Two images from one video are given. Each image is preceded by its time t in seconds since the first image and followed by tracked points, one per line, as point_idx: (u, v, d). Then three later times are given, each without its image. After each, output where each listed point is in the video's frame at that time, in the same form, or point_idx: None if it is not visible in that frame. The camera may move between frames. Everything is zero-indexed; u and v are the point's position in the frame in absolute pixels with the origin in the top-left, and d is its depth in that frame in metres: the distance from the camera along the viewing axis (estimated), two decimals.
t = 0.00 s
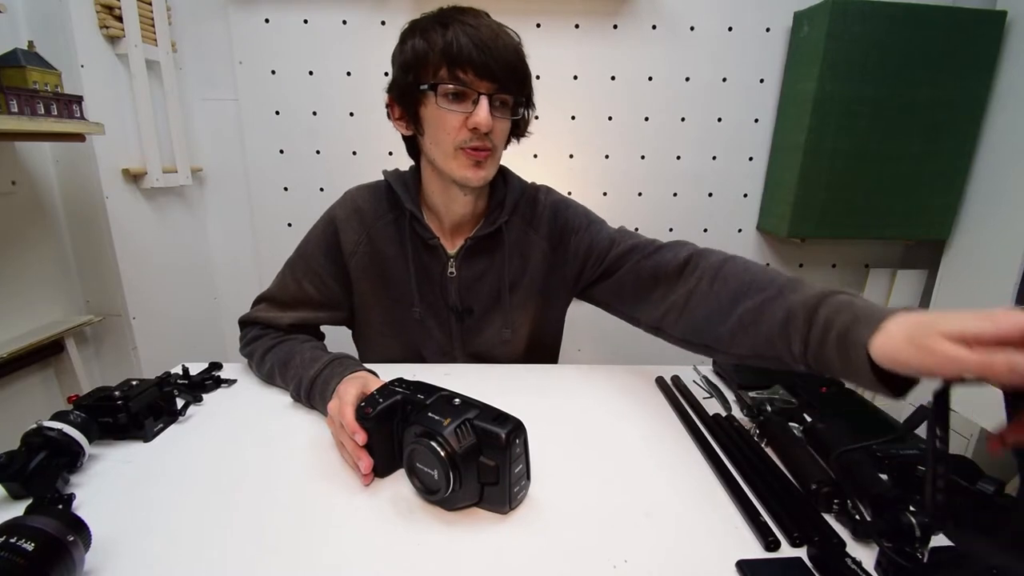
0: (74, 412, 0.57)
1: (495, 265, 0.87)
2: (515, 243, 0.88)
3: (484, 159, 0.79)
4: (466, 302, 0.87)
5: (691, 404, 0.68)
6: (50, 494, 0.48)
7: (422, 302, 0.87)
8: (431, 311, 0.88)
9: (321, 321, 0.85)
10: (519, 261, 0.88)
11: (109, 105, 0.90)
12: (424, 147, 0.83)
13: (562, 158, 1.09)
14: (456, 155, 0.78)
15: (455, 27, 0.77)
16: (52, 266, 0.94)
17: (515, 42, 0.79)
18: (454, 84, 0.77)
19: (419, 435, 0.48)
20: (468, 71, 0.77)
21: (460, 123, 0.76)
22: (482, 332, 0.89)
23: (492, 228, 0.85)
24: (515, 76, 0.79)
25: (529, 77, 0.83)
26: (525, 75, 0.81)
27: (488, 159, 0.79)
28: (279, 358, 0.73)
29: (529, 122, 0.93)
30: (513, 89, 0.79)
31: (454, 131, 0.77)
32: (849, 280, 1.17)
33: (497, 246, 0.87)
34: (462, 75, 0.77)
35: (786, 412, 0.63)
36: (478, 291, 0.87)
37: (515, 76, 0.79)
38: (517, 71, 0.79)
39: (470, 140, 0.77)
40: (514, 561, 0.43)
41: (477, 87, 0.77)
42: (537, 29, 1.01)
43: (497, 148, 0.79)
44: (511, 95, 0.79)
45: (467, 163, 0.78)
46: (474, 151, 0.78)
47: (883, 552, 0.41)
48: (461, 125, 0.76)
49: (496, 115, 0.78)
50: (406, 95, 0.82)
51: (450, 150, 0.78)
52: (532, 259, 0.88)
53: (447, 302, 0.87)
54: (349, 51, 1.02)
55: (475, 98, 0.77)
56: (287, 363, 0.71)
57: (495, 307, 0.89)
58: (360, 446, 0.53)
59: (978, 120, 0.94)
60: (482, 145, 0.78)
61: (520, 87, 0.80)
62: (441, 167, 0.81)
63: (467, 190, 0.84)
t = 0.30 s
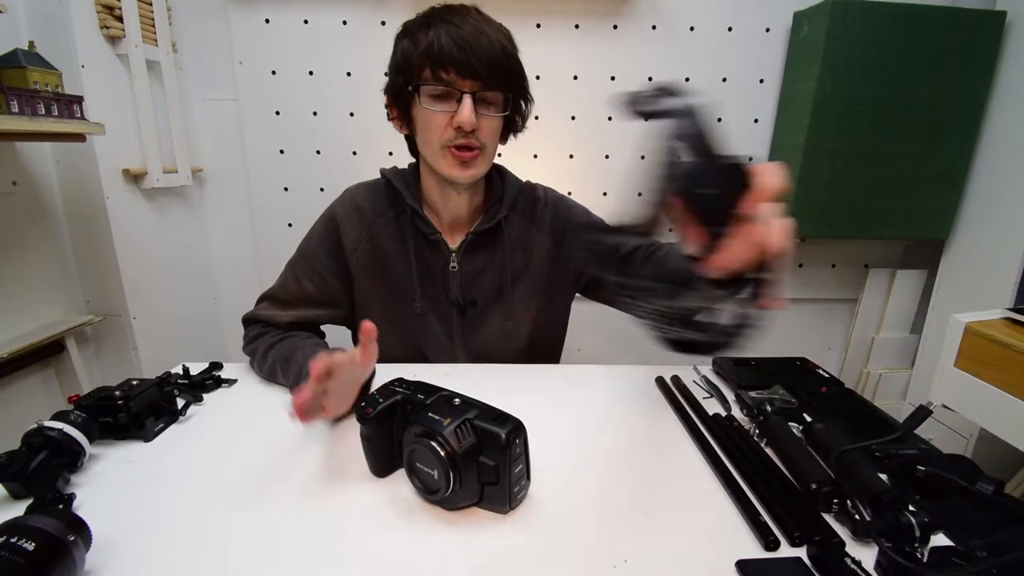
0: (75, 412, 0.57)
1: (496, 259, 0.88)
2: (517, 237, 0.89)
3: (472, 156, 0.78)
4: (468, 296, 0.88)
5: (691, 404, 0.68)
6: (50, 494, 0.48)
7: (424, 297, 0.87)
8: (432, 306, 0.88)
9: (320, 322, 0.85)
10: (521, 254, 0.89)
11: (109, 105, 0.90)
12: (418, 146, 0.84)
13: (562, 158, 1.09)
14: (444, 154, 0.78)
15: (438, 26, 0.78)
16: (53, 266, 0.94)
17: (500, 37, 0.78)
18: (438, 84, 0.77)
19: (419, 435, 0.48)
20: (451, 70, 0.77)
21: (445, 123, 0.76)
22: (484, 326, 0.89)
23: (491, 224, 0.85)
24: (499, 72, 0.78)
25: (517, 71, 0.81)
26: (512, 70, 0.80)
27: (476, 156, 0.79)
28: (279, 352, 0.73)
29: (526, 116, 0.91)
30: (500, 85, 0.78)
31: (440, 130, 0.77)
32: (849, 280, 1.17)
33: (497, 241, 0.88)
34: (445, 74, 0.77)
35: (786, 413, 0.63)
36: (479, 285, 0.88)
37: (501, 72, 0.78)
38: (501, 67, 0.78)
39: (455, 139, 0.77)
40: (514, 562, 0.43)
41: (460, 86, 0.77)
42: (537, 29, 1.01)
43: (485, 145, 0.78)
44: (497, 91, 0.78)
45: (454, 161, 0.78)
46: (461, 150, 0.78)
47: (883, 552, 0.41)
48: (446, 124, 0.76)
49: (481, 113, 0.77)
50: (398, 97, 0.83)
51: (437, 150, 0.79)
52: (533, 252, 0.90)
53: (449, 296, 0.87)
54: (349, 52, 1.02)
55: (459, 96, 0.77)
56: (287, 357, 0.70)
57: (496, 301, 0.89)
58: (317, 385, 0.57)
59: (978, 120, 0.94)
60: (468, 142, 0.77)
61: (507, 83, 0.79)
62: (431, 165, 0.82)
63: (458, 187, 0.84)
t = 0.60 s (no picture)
0: (76, 412, 0.57)
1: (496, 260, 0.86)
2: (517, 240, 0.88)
3: (469, 159, 0.79)
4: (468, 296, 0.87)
5: (691, 404, 0.68)
6: (52, 493, 0.48)
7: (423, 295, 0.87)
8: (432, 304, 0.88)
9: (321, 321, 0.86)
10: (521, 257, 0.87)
11: (110, 106, 0.90)
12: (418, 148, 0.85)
13: (562, 159, 1.10)
14: (441, 156, 0.79)
15: (437, 29, 0.78)
16: (54, 267, 0.94)
17: (499, 41, 0.78)
18: (436, 87, 0.78)
19: (420, 435, 0.49)
20: (449, 73, 0.77)
21: (443, 125, 0.77)
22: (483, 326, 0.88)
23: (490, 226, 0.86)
24: (497, 75, 0.78)
25: (516, 74, 0.81)
26: (510, 73, 0.80)
27: (473, 159, 0.79)
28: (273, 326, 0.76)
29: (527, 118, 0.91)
30: (497, 89, 0.79)
31: (438, 133, 0.78)
32: (848, 280, 1.17)
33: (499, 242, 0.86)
34: (443, 78, 0.77)
35: (785, 412, 0.64)
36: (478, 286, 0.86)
37: (498, 75, 0.78)
38: (499, 70, 0.78)
39: (453, 141, 0.77)
40: (514, 560, 0.43)
41: (458, 89, 0.77)
42: (537, 30, 1.02)
43: (482, 148, 0.79)
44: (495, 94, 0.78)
45: (451, 163, 0.79)
46: (459, 152, 0.78)
47: (882, 551, 0.41)
48: (444, 127, 0.77)
49: (478, 116, 0.78)
50: (399, 98, 0.84)
51: (435, 152, 0.79)
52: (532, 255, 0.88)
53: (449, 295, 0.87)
54: (350, 52, 1.02)
55: (456, 99, 0.77)
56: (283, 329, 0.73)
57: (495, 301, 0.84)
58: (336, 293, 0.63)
59: (975, 121, 0.94)
60: (465, 145, 0.78)
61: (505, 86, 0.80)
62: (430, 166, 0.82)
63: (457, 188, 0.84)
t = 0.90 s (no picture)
0: (77, 411, 0.57)
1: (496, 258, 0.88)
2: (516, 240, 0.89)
3: (471, 160, 0.79)
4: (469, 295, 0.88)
5: (690, 404, 0.68)
6: (53, 493, 0.48)
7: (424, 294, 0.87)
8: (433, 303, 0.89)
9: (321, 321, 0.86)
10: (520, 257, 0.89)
11: (111, 106, 0.90)
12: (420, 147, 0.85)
13: (562, 159, 1.10)
14: (443, 156, 0.79)
15: (442, 29, 0.78)
16: (55, 267, 0.94)
17: (502, 42, 0.78)
18: (440, 87, 0.78)
19: (419, 435, 0.49)
20: (453, 74, 0.77)
21: (446, 126, 0.77)
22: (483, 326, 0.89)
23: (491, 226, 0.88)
24: (499, 76, 0.78)
25: (518, 75, 0.81)
26: (513, 75, 0.80)
27: (475, 160, 0.79)
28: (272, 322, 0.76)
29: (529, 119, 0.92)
30: (501, 91, 0.79)
31: (441, 133, 0.78)
32: (848, 280, 1.18)
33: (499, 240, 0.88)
34: (447, 78, 0.77)
35: (785, 412, 0.64)
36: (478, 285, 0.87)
37: (500, 76, 0.78)
38: (503, 73, 0.79)
39: (455, 142, 0.78)
40: (513, 559, 0.44)
41: (462, 90, 0.78)
42: (537, 30, 1.02)
43: (484, 149, 0.79)
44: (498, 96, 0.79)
45: (453, 163, 0.79)
46: (461, 153, 0.79)
47: (882, 551, 0.41)
48: (447, 127, 0.77)
49: (482, 117, 0.78)
50: (401, 97, 0.84)
51: (438, 152, 0.79)
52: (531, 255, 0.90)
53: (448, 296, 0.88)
54: (350, 52, 1.02)
55: (460, 100, 0.78)
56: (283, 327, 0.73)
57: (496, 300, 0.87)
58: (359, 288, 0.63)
59: (974, 121, 0.94)
60: (468, 146, 0.78)
61: (508, 88, 0.80)
62: (431, 166, 0.83)
63: (458, 188, 0.84)
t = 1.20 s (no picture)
0: (77, 411, 0.57)
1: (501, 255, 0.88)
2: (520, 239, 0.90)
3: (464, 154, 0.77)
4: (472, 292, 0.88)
5: (690, 404, 0.68)
6: (53, 493, 0.48)
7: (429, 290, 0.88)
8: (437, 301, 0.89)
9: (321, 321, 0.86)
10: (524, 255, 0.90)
11: (110, 106, 0.90)
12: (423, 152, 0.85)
13: (561, 159, 1.10)
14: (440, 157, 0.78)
15: (414, 35, 0.79)
16: (55, 267, 0.94)
17: (478, 35, 0.78)
18: (424, 91, 0.78)
19: (419, 435, 0.49)
20: (430, 76, 0.77)
21: (433, 127, 0.76)
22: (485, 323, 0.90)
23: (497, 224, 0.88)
24: (479, 68, 0.77)
25: (501, 64, 0.81)
26: (493, 63, 0.79)
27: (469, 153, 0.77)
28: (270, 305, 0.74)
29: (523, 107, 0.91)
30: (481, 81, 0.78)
31: (431, 135, 0.77)
32: (848, 280, 1.18)
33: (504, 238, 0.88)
34: (426, 81, 0.77)
35: (785, 412, 0.64)
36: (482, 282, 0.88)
37: (482, 68, 0.78)
38: (480, 64, 0.77)
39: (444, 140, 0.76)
40: (513, 559, 0.44)
41: (443, 89, 0.77)
42: (537, 31, 1.02)
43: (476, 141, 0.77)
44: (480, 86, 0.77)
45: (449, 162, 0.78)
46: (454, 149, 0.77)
47: (882, 551, 0.41)
48: (434, 128, 0.76)
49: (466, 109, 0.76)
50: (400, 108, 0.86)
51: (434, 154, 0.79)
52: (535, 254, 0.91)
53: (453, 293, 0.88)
54: (349, 52, 1.02)
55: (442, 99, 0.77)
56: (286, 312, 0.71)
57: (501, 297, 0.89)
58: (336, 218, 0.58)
59: (974, 121, 0.94)
60: (457, 142, 0.76)
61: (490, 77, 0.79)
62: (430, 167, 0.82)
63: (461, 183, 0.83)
